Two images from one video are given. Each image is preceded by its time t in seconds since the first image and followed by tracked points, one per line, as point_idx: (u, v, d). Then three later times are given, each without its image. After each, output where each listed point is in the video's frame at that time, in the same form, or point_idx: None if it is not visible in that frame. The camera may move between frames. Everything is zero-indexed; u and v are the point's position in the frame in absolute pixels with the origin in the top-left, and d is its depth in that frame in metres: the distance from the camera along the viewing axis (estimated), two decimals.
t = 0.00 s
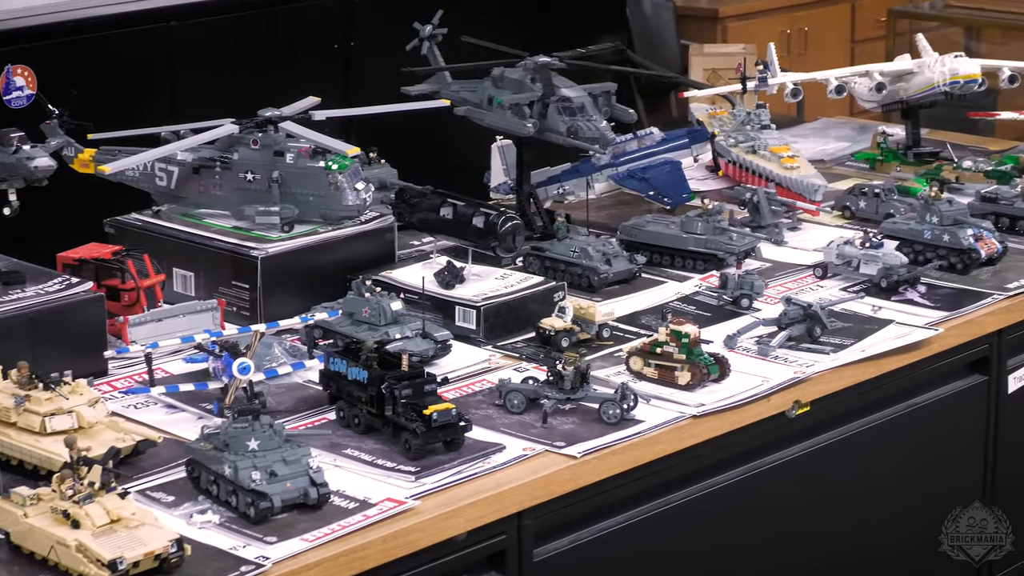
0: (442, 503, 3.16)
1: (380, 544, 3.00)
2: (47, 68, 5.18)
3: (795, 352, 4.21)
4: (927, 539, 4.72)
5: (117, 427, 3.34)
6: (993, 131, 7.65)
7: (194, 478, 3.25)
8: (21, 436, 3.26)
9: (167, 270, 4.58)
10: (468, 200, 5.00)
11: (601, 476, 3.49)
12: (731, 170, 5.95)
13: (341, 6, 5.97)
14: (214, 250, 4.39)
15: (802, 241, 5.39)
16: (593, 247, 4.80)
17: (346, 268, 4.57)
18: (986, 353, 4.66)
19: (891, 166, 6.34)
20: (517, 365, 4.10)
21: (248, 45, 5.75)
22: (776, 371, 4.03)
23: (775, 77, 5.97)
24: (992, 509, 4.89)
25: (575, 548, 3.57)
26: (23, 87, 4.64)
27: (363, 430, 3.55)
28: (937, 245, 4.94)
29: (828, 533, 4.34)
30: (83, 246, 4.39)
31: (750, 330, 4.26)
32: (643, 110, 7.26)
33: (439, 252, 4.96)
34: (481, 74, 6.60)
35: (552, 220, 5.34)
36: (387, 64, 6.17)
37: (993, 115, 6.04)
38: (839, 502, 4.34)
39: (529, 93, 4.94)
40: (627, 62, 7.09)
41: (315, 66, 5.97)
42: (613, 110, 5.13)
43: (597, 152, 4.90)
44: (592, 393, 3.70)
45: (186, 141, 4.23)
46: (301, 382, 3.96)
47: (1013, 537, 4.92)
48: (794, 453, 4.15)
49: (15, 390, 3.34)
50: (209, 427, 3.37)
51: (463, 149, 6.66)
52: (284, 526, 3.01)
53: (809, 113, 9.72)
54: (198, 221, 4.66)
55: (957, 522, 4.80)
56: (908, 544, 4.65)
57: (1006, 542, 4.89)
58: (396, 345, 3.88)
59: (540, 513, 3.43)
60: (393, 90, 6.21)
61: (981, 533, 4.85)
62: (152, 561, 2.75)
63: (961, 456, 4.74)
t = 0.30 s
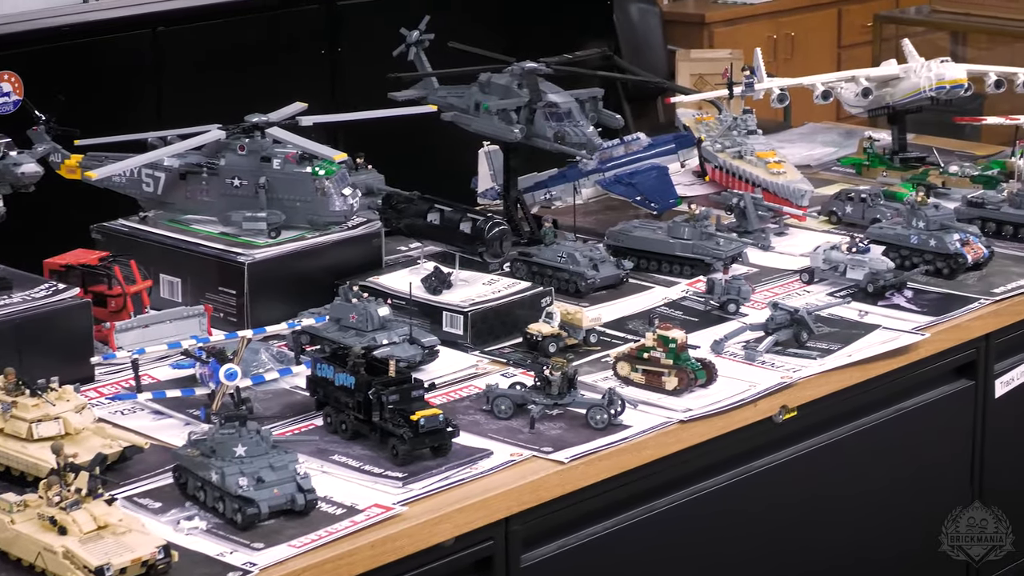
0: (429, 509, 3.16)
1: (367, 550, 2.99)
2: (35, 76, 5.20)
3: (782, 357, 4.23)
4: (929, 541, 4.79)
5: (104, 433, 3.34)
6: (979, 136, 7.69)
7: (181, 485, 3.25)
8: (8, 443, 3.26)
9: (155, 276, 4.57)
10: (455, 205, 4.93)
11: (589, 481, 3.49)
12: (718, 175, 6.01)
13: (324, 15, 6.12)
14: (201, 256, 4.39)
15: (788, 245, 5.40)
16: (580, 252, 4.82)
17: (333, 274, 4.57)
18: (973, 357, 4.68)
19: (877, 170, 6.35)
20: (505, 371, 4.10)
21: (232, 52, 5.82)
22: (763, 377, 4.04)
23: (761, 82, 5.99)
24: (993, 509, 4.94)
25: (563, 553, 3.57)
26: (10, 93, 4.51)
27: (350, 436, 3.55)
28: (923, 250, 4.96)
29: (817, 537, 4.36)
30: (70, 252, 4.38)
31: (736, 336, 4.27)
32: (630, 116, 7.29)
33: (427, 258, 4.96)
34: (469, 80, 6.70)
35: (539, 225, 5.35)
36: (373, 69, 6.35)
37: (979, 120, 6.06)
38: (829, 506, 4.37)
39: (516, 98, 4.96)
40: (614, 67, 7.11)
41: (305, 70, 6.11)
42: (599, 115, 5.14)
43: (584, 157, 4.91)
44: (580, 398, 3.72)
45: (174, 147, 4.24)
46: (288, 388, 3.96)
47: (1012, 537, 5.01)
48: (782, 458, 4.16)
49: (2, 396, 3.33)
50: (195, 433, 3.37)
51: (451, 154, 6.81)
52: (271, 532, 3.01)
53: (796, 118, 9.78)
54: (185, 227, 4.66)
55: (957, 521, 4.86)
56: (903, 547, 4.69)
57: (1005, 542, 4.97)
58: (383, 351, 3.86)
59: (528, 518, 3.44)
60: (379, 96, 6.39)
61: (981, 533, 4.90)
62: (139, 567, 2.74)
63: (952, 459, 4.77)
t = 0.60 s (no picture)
0: (418, 516, 3.16)
1: (356, 557, 2.99)
2: (28, 83, 5.42)
3: (770, 363, 4.24)
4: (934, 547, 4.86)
5: (92, 441, 3.34)
6: (967, 142, 7.72)
7: (169, 492, 3.24)
8: None
9: (143, 283, 4.56)
10: (443, 212, 5.09)
11: (578, 487, 3.50)
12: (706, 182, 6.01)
13: (313, 23, 6.31)
14: (189, 263, 4.38)
15: (776, 252, 5.42)
16: (569, 259, 4.81)
17: (322, 281, 4.56)
18: (961, 363, 4.70)
19: (865, 177, 6.38)
20: (493, 377, 4.10)
21: (222, 59, 6.05)
22: (751, 383, 4.05)
23: (749, 89, 6.01)
24: (993, 509, 5.01)
25: (552, 559, 3.57)
26: None
27: (338, 443, 3.55)
28: (911, 256, 4.97)
29: (807, 543, 4.37)
30: (58, 259, 4.37)
31: (725, 342, 4.28)
32: (619, 122, 7.31)
33: (415, 265, 4.96)
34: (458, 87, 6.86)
35: (528, 232, 5.35)
36: (361, 77, 6.53)
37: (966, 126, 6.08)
38: (819, 512, 4.38)
39: (504, 105, 4.96)
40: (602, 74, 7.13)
41: (293, 78, 6.32)
42: (588, 121, 5.14)
43: (573, 164, 4.91)
44: (569, 405, 3.72)
45: (161, 154, 4.23)
46: (277, 395, 3.96)
47: (1012, 537, 5.08)
48: (770, 464, 4.17)
49: None
50: (184, 441, 3.37)
51: (437, 160, 6.99)
52: (260, 539, 3.00)
53: (784, 125, 9.83)
54: (173, 234, 4.65)
55: (957, 522, 4.92)
56: (894, 552, 4.71)
57: (1006, 542, 5.04)
58: (371, 358, 3.86)
59: (516, 525, 3.44)
60: (368, 103, 6.58)
61: (981, 533, 4.96)
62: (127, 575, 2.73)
63: (940, 464, 4.79)
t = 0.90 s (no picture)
0: (407, 524, 3.15)
1: (345, 565, 2.99)
2: (23, 88, 5.53)
3: (758, 369, 4.25)
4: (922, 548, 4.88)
5: (81, 449, 3.32)
6: (955, 149, 7.75)
7: (157, 501, 3.23)
8: None
9: (131, 291, 4.56)
10: (432, 220, 5.05)
11: (567, 495, 3.50)
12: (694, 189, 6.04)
13: (302, 32, 6.64)
14: (177, 271, 4.38)
15: (764, 259, 5.43)
16: (558, 266, 4.82)
17: (310, 288, 4.56)
18: (949, 369, 4.72)
19: (853, 184, 6.39)
20: (482, 385, 4.11)
21: (216, 67, 6.30)
22: (739, 390, 4.06)
23: (737, 97, 6.03)
24: (992, 509, 5.07)
25: (541, 567, 3.57)
26: None
27: (327, 451, 3.54)
28: (899, 263, 4.99)
29: (795, 551, 4.38)
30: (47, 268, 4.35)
31: (713, 349, 4.29)
32: (607, 130, 7.34)
33: (403, 271, 5.01)
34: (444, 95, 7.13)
35: (517, 240, 5.36)
36: (345, 85, 6.89)
37: (954, 134, 6.11)
38: (808, 519, 4.40)
39: (492, 113, 4.97)
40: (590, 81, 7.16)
41: (281, 86, 6.62)
42: (577, 129, 5.14)
43: (562, 171, 4.90)
44: (557, 412, 3.74)
45: (149, 162, 4.23)
46: (266, 403, 3.95)
47: (1011, 537, 5.14)
48: (759, 470, 4.17)
49: None
50: (172, 449, 3.36)
51: (425, 168, 7.18)
52: (248, 547, 3.00)
53: (772, 132, 9.86)
54: (161, 242, 4.65)
55: (958, 522, 4.97)
56: (884, 558, 4.73)
57: (1004, 542, 5.10)
58: (360, 366, 3.83)
59: (505, 532, 3.44)
60: (354, 111, 6.94)
61: (981, 533, 5.03)
62: None
63: (928, 470, 4.80)
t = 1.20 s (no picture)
0: (395, 531, 3.15)
1: (334, 573, 2.99)
2: (14, 96, 5.60)
3: (747, 376, 4.26)
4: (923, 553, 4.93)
5: (69, 457, 3.32)
6: (943, 155, 7.78)
7: (146, 508, 3.23)
8: None
9: (119, 298, 4.55)
10: (421, 226, 5.08)
11: (555, 502, 3.50)
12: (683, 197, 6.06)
13: (290, 39, 6.67)
14: (166, 278, 4.38)
15: (753, 265, 5.45)
16: (546, 273, 4.83)
17: (298, 295, 4.56)
18: (937, 376, 4.73)
19: (841, 191, 6.42)
20: (471, 392, 4.11)
21: (204, 73, 6.33)
22: (728, 397, 4.07)
23: (725, 103, 6.04)
24: (992, 509, 5.15)
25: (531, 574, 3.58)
26: None
27: (316, 458, 3.54)
28: (887, 269, 5.01)
29: (785, 557, 4.39)
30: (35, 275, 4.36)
31: (702, 355, 4.30)
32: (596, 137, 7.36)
33: (393, 279, 4.94)
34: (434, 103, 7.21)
35: (505, 247, 5.37)
36: (335, 91, 6.93)
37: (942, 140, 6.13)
38: (798, 524, 4.41)
39: (481, 120, 4.98)
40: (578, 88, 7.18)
41: (272, 94, 6.67)
42: (564, 136, 5.16)
43: (550, 178, 4.93)
44: (546, 419, 3.73)
45: (137, 170, 4.23)
46: (254, 410, 3.95)
47: (1012, 537, 5.22)
48: (747, 477, 4.18)
49: None
50: (161, 457, 3.36)
51: (415, 176, 7.23)
52: (236, 555, 3.00)
53: (760, 138, 9.90)
54: (150, 249, 4.64)
55: (958, 522, 5.03)
56: (874, 564, 4.75)
57: (1004, 543, 5.17)
58: (349, 372, 3.86)
59: (494, 539, 3.44)
60: (344, 117, 7.00)
61: (982, 533, 5.09)
62: None
63: (917, 476, 4.82)
